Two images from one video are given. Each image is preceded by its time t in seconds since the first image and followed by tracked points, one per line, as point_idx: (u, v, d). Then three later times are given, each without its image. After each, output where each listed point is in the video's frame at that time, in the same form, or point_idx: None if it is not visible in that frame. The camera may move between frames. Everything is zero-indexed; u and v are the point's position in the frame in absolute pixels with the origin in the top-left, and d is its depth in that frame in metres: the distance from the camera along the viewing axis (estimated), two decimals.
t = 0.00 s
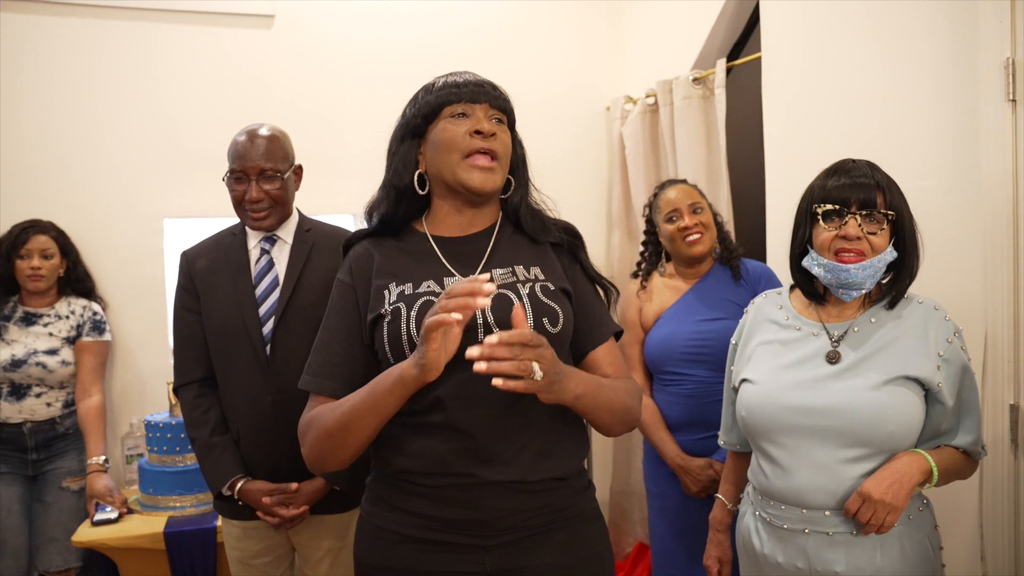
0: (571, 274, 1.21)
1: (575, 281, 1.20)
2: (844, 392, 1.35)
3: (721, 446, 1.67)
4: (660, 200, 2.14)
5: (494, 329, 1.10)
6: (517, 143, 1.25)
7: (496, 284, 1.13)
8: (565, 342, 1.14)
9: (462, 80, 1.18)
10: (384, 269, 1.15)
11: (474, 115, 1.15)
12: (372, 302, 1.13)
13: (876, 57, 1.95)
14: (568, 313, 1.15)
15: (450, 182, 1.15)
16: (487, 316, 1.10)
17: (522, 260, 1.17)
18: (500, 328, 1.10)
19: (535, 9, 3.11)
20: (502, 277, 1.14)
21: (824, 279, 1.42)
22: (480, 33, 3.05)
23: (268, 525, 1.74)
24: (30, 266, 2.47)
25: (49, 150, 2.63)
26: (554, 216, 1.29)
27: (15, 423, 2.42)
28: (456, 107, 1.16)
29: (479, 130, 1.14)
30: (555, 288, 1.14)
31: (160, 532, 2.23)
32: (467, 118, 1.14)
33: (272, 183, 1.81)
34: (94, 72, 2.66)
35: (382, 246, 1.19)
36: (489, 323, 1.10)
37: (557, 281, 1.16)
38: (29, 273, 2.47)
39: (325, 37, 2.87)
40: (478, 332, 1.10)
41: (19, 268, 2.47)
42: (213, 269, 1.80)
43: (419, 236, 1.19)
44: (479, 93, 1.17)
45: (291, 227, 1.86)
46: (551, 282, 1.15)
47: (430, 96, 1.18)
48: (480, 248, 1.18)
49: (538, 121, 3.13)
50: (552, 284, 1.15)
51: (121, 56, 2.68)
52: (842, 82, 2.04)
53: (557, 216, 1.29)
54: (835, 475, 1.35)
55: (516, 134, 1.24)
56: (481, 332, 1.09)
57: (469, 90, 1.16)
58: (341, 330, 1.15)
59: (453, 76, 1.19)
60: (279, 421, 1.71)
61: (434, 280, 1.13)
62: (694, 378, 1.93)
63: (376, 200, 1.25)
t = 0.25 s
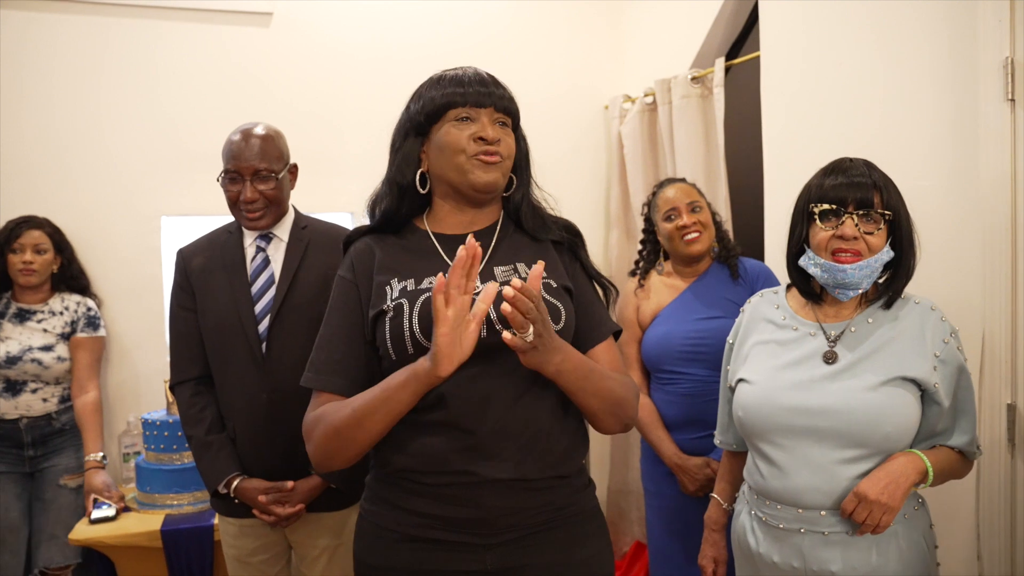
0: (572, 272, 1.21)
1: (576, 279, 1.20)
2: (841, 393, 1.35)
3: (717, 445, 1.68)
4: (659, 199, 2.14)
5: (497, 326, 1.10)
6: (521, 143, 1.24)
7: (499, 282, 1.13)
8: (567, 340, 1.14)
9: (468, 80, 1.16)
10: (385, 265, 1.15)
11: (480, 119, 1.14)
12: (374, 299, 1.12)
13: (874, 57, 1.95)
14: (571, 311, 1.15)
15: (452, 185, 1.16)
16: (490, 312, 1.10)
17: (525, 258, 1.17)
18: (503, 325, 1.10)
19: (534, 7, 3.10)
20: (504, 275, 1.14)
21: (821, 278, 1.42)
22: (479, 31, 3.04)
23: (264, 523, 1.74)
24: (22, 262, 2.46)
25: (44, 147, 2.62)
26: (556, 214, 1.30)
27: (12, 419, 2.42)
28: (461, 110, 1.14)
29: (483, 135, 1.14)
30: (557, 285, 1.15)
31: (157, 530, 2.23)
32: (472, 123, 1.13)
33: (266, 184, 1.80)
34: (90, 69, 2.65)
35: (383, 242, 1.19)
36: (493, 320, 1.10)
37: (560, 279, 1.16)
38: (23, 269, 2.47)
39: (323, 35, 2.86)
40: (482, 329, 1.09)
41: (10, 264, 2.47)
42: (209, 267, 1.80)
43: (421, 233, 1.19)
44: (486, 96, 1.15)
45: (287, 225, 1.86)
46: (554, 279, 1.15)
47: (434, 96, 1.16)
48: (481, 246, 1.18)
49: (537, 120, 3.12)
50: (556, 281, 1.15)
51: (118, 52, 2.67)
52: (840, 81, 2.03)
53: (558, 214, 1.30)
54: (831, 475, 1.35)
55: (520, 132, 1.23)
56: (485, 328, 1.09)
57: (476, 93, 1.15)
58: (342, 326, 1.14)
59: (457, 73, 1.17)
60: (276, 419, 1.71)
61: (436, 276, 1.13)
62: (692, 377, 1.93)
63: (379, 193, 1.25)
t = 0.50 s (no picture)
0: (574, 267, 1.21)
1: (578, 274, 1.20)
2: (837, 391, 1.35)
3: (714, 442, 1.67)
4: (658, 195, 2.13)
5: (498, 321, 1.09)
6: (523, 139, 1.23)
7: (499, 277, 1.12)
8: (568, 336, 1.14)
9: (468, 78, 1.14)
10: (387, 261, 1.14)
11: (480, 120, 1.14)
12: (375, 295, 1.12)
13: (874, 54, 1.94)
14: (573, 307, 1.14)
15: (451, 186, 1.16)
16: (491, 307, 1.09)
17: (526, 253, 1.17)
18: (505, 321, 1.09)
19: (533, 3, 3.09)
20: (506, 271, 1.13)
21: (818, 276, 1.42)
22: (478, 27, 3.03)
23: (260, 519, 1.74)
24: (13, 255, 2.45)
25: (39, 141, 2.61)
26: (558, 208, 1.29)
27: (6, 414, 2.42)
28: (461, 110, 1.13)
29: (483, 138, 1.13)
30: (559, 281, 1.14)
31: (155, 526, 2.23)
32: (472, 125, 1.13)
33: (263, 179, 1.79)
34: (85, 63, 2.64)
35: (384, 237, 1.19)
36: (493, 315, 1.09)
37: (561, 274, 1.16)
38: (13, 262, 2.45)
39: (322, 30, 2.85)
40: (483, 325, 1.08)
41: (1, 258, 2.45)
42: (205, 261, 1.79)
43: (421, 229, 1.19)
44: (486, 95, 1.14)
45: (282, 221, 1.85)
46: (556, 275, 1.15)
47: (435, 94, 1.14)
48: (482, 241, 1.18)
49: (535, 115, 3.11)
50: (557, 277, 1.15)
51: (114, 46, 2.66)
52: (839, 78, 2.03)
53: (560, 209, 1.29)
54: (826, 472, 1.35)
55: (523, 127, 1.22)
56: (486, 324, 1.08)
57: (476, 92, 1.13)
58: (343, 322, 1.13)
59: (456, 69, 1.15)
60: (273, 415, 1.71)
61: (437, 272, 1.12)
62: (691, 374, 1.93)
63: (380, 186, 1.25)
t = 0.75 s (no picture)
0: (580, 264, 1.20)
1: (583, 272, 1.19)
2: (836, 390, 1.34)
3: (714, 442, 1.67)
4: (660, 193, 2.12)
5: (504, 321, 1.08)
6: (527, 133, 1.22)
7: (505, 276, 1.12)
8: (574, 335, 1.13)
9: (472, 74, 1.13)
10: (392, 260, 1.14)
11: (484, 117, 1.13)
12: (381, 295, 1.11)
13: (877, 52, 1.94)
14: (579, 306, 1.14)
15: (456, 185, 1.15)
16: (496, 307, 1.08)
17: (532, 251, 1.16)
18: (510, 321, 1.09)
19: None
20: (512, 269, 1.13)
21: (822, 275, 1.41)
22: (478, 24, 3.02)
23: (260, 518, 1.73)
24: (8, 252, 2.43)
25: (36, 137, 2.59)
26: (564, 204, 1.28)
27: (3, 412, 2.41)
28: (464, 107, 1.12)
29: (487, 135, 1.12)
30: (565, 279, 1.14)
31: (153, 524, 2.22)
32: (476, 122, 1.12)
33: (264, 175, 1.78)
34: (83, 59, 2.62)
35: (389, 235, 1.18)
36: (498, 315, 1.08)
37: (567, 273, 1.15)
38: (8, 259, 2.44)
39: (322, 26, 2.84)
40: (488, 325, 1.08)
41: None
42: (204, 258, 1.79)
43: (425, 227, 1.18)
44: (490, 92, 1.13)
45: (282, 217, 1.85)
46: (561, 274, 1.14)
47: (439, 91, 1.13)
48: (486, 239, 1.17)
49: (536, 113, 3.10)
50: (563, 275, 1.14)
51: (113, 41, 2.65)
52: (842, 76, 2.02)
53: (567, 205, 1.28)
54: (824, 472, 1.35)
55: (527, 122, 1.21)
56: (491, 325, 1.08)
57: (480, 89, 1.12)
58: (348, 322, 1.13)
59: (460, 65, 1.14)
60: (273, 413, 1.70)
61: (442, 272, 1.12)
62: (692, 373, 1.92)
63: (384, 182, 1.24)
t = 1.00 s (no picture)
0: (584, 264, 1.19)
1: (587, 272, 1.19)
2: (836, 391, 1.34)
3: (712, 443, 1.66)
4: (660, 194, 2.12)
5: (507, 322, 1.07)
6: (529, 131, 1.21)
7: (508, 277, 1.11)
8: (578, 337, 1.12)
9: (472, 69, 1.13)
10: (395, 260, 1.13)
11: (484, 109, 1.12)
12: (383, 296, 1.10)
13: (878, 53, 1.94)
14: (583, 307, 1.13)
15: (458, 180, 1.13)
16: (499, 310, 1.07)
17: (536, 251, 1.15)
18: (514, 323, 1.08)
19: None
20: (515, 270, 1.12)
21: (825, 276, 1.41)
22: (477, 23, 3.01)
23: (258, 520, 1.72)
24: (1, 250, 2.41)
25: (29, 135, 2.57)
26: (568, 204, 1.27)
27: None
28: (465, 100, 1.12)
29: (488, 126, 1.11)
30: (569, 280, 1.13)
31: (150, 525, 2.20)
32: (476, 114, 1.11)
33: (263, 175, 1.77)
34: (78, 56, 2.60)
35: (392, 236, 1.17)
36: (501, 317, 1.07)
37: (572, 273, 1.14)
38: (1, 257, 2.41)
39: (320, 24, 2.82)
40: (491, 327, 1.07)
41: None
42: (201, 258, 1.77)
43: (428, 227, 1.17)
44: (490, 84, 1.12)
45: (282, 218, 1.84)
46: (565, 274, 1.13)
47: (438, 86, 1.13)
48: (489, 239, 1.16)
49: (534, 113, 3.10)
50: (568, 275, 1.13)
51: (108, 39, 2.63)
52: (843, 77, 2.02)
53: (571, 204, 1.27)
54: (823, 473, 1.34)
55: (529, 120, 1.21)
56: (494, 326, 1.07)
57: (480, 81, 1.12)
58: (350, 323, 1.11)
59: (461, 62, 1.14)
60: (271, 414, 1.68)
61: (445, 272, 1.11)
62: (692, 374, 1.92)
63: (386, 184, 1.23)
